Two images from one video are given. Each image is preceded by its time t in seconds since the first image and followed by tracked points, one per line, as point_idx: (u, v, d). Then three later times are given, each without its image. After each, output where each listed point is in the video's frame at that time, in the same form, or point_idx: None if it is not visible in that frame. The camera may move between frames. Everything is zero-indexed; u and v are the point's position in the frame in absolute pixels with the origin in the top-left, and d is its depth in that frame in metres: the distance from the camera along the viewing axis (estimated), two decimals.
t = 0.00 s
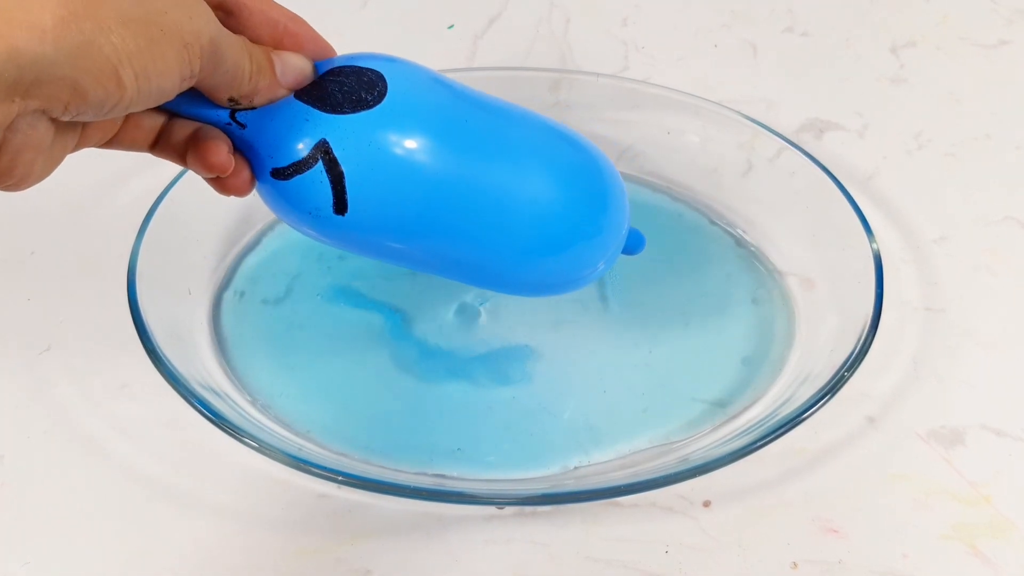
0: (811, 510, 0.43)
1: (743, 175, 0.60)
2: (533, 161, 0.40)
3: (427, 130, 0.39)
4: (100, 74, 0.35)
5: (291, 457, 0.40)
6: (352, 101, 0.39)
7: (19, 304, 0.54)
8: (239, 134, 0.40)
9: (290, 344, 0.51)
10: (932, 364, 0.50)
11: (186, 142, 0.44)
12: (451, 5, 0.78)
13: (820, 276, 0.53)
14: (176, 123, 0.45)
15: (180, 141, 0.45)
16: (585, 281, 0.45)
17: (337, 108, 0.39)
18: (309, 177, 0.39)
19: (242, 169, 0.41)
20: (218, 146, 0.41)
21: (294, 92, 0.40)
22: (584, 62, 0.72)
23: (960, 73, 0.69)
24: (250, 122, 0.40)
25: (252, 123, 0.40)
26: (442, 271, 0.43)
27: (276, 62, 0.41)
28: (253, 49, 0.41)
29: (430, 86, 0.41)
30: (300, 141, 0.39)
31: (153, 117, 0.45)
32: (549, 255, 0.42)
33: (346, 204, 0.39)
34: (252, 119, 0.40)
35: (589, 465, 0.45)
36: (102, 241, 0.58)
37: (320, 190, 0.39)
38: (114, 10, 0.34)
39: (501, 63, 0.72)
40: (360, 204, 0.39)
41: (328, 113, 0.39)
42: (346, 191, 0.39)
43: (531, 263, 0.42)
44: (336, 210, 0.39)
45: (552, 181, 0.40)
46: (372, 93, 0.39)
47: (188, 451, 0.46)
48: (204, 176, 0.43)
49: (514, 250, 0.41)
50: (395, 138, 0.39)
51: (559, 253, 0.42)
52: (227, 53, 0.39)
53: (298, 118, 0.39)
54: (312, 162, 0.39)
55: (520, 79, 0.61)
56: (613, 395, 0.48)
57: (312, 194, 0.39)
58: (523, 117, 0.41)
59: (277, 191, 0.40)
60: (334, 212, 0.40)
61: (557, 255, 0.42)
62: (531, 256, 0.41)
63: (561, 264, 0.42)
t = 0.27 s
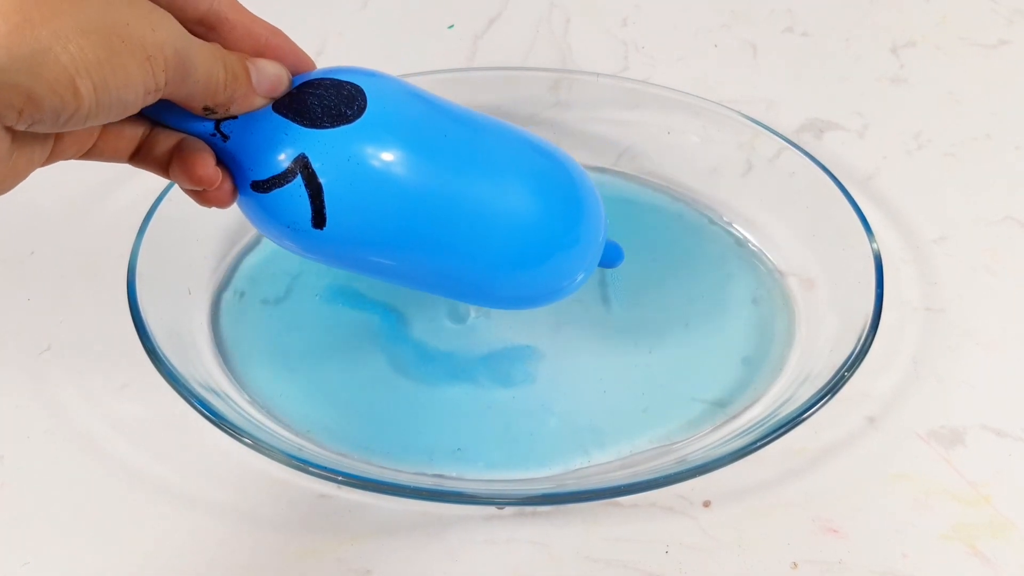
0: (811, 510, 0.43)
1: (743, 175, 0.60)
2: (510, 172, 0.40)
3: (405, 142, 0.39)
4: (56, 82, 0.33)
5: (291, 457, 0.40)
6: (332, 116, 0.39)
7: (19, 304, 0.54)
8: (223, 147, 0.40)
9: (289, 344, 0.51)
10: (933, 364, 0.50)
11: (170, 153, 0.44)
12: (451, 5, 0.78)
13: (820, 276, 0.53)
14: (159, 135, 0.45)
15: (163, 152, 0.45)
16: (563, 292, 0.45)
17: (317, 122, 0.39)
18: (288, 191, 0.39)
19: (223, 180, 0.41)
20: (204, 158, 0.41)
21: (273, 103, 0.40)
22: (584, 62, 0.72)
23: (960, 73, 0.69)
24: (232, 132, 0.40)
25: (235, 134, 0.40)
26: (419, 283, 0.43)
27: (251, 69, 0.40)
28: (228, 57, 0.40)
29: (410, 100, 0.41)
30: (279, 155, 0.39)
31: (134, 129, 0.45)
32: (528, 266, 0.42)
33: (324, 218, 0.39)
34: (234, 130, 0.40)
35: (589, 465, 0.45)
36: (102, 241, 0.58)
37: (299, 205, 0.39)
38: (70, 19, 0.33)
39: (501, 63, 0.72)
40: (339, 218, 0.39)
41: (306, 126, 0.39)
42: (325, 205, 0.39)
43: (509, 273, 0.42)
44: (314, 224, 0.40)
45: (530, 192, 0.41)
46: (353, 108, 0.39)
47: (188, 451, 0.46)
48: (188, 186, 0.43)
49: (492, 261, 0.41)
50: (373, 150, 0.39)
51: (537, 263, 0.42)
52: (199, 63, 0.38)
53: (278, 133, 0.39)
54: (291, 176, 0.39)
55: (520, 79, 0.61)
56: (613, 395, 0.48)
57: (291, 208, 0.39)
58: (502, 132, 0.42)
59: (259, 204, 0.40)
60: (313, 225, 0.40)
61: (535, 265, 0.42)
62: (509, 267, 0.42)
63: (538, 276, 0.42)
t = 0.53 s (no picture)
0: (812, 510, 0.43)
1: (743, 175, 0.60)
2: (493, 171, 0.40)
3: (386, 143, 0.39)
4: (7, 90, 0.32)
5: (291, 457, 0.40)
6: (310, 118, 0.38)
7: (20, 304, 0.54)
8: (201, 150, 0.39)
9: (289, 344, 0.51)
10: (932, 364, 0.50)
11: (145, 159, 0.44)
12: (451, 5, 0.78)
13: (820, 276, 0.53)
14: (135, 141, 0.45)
15: (139, 158, 0.45)
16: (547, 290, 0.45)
17: (296, 125, 0.38)
18: (266, 196, 0.39)
19: (202, 185, 0.40)
20: (181, 163, 0.41)
21: (251, 104, 0.39)
22: (584, 62, 0.72)
23: (960, 73, 0.69)
24: (211, 134, 0.39)
25: (214, 136, 0.39)
26: (402, 284, 0.42)
27: (226, 68, 0.39)
28: (202, 57, 0.39)
29: (388, 100, 0.40)
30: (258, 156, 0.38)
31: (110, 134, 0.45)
32: (513, 265, 0.42)
33: (304, 222, 0.39)
34: (213, 132, 0.39)
35: (589, 465, 0.45)
36: (102, 241, 0.59)
37: (278, 209, 0.39)
38: (22, 24, 0.32)
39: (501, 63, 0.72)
40: (318, 222, 0.39)
41: (286, 129, 0.38)
42: (304, 209, 0.39)
43: (492, 274, 0.41)
44: (294, 229, 0.39)
45: (513, 191, 0.40)
46: (330, 110, 0.39)
47: (188, 451, 0.46)
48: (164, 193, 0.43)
49: (476, 261, 0.41)
50: (353, 151, 0.38)
51: (521, 262, 0.42)
52: (172, 65, 0.37)
53: (256, 135, 0.38)
54: (270, 179, 0.38)
55: (521, 78, 0.61)
56: (613, 395, 0.48)
57: (269, 212, 0.39)
58: (482, 129, 0.41)
59: (237, 207, 0.39)
60: (293, 229, 0.39)
61: (519, 264, 0.42)
62: (493, 267, 0.41)
63: (522, 274, 0.42)
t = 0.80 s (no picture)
0: (812, 510, 0.43)
1: (743, 175, 0.60)
2: (484, 186, 0.39)
3: (377, 161, 0.37)
4: None
5: (291, 456, 0.40)
6: (300, 137, 0.37)
7: (20, 304, 0.54)
8: (192, 171, 0.38)
9: (290, 344, 0.51)
10: (932, 364, 0.50)
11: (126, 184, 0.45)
12: (451, 5, 0.78)
13: (821, 276, 0.53)
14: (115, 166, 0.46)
15: (118, 184, 0.46)
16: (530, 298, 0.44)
17: (285, 144, 0.37)
18: (256, 218, 0.37)
19: (186, 207, 0.40)
20: (164, 189, 0.41)
21: (238, 121, 0.37)
22: (584, 62, 0.72)
23: (960, 73, 0.69)
24: (202, 154, 0.37)
25: (205, 156, 0.37)
26: (392, 300, 0.42)
27: (205, 81, 0.37)
28: (179, 71, 0.37)
29: (373, 112, 0.39)
30: (246, 176, 0.37)
31: (85, 162, 0.45)
32: (504, 279, 0.41)
33: (295, 245, 0.37)
34: (204, 151, 0.37)
35: (590, 465, 0.45)
36: (103, 240, 0.59)
37: (267, 231, 0.37)
38: None
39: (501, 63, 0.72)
40: (310, 243, 0.37)
41: (275, 148, 0.37)
42: (295, 231, 0.37)
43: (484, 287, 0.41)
44: (284, 250, 0.38)
45: (504, 205, 0.40)
46: (320, 128, 0.37)
47: (188, 451, 0.46)
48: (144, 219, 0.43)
49: (468, 277, 0.40)
50: (343, 170, 0.37)
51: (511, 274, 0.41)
52: (146, 86, 0.35)
53: (245, 155, 0.37)
54: (259, 201, 0.37)
55: (521, 78, 0.61)
56: (613, 396, 0.48)
57: (259, 234, 0.37)
58: (468, 141, 0.40)
59: (226, 230, 0.38)
60: (283, 252, 0.38)
61: (509, 277, 0.41)
62: (485, 281, 0.41)
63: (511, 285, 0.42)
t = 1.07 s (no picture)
0: (811, 510, 0.43)
1: (743, 174, 0.60)
2: (467, 217, 0.39)
3: (354, 194, 0.37)
4: None
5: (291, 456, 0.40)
6: (271, 169, 0.36)
7: (21, 305, 0.54)
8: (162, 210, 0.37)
9: (289, 345, 0.51)
10: (932, 364, 0.50)
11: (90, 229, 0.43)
12: (451, 5, 0.78)
13: (820, 276, 0.53)
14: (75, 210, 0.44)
15: (82, 230, 0.44)
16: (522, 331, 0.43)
17: (255, 177, 0.36)
18: (229, 256, 0.36)
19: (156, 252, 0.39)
20: (130, 236, 0.40)
21: (206, 157, 0.37)
22: (584, 62, 0.72)
23: (961, 73, 0.69)
24: (171, 192, 0.37)
25: (174, 194, 0.37)
26: (375, 339, 0.41)
27: (169, 116, 0.36)
28: (139, 108, 0.36)
29: (349, 144, 0.38)
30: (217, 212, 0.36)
31: (47, 208, 0.43)
32: (490, 312, 0.40)
33: (269, 283, 0.36)
34: (173, 189, 0.37)
35: (590, 466, 0.45)
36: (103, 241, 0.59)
37: (241, 270, 0.36)
38: None
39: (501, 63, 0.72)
40: (286, 282, 0.37)
41: (244, 183, 0.36)
42: (270, 269, 0.36)
43: (470, 321, 0.40)
44: (259, 289, 0.37)
45: (487, 235, 0.39)
46: (292, 159, 0.36)
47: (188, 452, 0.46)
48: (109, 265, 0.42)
49: (450, 311, 0.39)
50: (318, 203, 0.36)
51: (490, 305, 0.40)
52: (107, 128, 0.34)
53: (213, 192, 0.36)
54: (231, 238, 0.36)
55: (521, 78, 0.62)
56: (613, 396, 0.48)
57: (233, 273, 0.36)
58: (448, 170, 0.40)
59: (196, 267, 0.37)
60: (258, 290, 0.37)
61: (495, 311, 0.41)
62: (471, 315, 0.40)
63: (499, 318, 0.41)
